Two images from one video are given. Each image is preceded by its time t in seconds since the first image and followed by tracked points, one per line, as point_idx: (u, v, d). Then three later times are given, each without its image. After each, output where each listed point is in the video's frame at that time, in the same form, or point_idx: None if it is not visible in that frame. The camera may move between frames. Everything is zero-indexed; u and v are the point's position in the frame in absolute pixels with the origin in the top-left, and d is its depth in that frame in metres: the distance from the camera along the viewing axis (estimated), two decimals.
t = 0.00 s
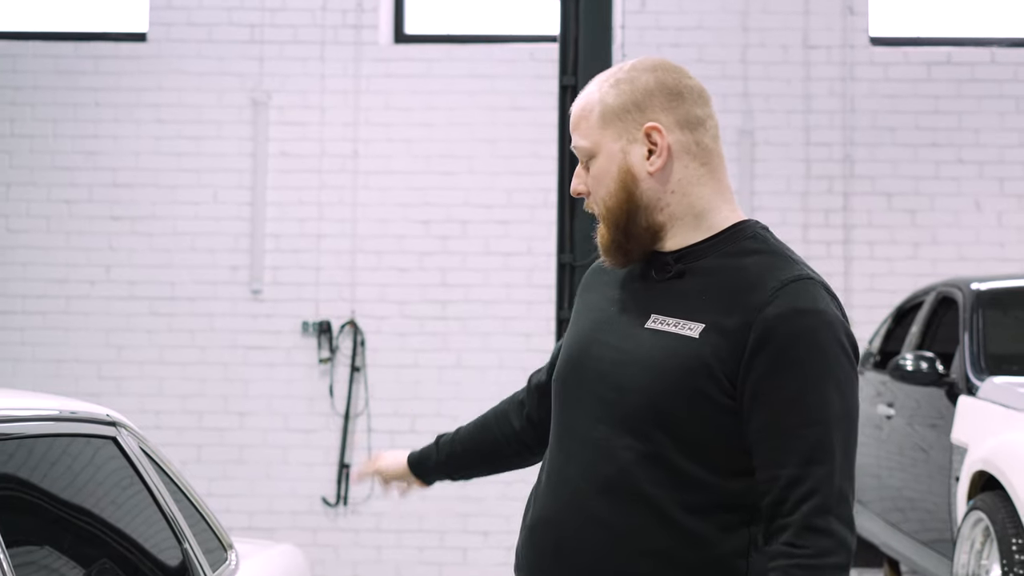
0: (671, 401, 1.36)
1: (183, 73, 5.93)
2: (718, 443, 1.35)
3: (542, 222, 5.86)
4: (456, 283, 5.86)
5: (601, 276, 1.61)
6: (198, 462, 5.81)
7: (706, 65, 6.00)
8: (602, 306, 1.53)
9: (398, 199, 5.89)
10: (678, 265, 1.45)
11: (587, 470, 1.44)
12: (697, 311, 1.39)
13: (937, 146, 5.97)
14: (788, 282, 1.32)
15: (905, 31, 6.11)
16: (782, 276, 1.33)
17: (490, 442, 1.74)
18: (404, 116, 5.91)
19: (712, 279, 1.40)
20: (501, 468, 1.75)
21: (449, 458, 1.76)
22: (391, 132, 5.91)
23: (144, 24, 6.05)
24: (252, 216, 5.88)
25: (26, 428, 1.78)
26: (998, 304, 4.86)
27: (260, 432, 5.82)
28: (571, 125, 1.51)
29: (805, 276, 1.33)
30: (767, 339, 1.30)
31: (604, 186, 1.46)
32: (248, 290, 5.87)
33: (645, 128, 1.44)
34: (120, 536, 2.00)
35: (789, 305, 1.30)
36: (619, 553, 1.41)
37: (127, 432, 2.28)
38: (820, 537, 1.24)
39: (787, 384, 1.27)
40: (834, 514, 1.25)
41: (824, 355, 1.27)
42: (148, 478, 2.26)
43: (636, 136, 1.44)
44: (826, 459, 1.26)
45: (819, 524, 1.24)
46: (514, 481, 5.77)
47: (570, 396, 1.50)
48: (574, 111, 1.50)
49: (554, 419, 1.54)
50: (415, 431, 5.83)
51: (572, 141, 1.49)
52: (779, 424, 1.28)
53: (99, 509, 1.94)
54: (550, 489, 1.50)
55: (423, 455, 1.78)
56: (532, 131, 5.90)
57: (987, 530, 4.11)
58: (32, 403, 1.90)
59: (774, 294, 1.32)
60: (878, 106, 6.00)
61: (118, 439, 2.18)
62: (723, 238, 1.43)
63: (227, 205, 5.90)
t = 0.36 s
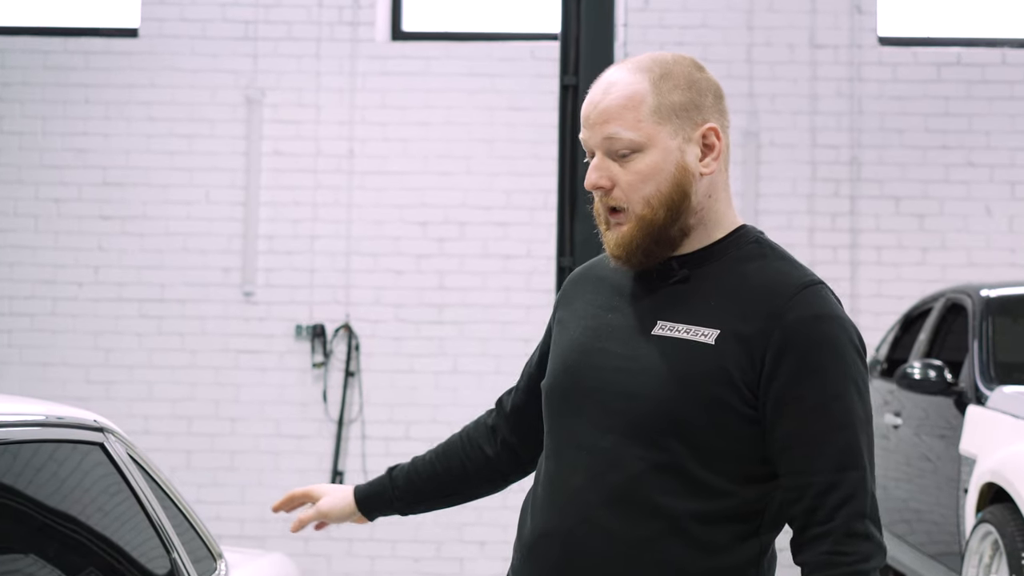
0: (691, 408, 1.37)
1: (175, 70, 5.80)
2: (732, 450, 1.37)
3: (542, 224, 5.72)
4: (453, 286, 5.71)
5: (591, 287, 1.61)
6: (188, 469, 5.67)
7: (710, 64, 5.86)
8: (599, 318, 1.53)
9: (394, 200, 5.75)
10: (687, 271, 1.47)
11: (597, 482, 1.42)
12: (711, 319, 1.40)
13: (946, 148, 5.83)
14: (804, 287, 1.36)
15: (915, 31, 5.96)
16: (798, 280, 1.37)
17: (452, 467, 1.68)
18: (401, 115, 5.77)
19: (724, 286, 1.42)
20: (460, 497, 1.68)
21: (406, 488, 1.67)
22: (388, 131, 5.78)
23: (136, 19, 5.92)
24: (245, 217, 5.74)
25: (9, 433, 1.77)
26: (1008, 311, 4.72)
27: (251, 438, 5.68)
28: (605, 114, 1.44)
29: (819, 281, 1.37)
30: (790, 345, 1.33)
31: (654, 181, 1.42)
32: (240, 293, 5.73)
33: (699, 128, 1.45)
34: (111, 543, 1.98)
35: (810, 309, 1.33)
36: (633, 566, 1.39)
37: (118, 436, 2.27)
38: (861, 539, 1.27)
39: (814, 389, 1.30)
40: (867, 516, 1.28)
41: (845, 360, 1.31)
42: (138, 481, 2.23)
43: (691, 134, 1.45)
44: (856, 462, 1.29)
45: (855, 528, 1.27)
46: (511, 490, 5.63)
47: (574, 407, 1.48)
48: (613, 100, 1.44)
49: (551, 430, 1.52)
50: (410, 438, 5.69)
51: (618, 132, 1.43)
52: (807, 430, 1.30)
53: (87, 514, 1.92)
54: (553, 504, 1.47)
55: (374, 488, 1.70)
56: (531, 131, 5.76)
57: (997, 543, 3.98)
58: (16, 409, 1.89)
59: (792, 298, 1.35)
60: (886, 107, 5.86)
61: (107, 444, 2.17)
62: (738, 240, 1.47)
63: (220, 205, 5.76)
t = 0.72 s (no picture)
0: (691, 420, 1.41)
1: (172, 77, 5.75)
2: (729, 463, 1.41)
3: (542, 234, 5.68)
4: (451, 296, 5.66)
5: (592, 298, 1.64)
6: (182, 480, 5.61)
7: (712, 74, 5.81)
8: (599, 330, 1.57)
9: (393, 209, 5.70)
10: (688, 284, 1.51)
11: (597, 492, 1.46)
12: (712, 333, 1.44)
13: (950, 159, 5.78)
14: (804, 304, 1.40)
15: (918, 41, 5.91)
16: (797, 297, 1.41)
17: (443, 469, 1.70)
18: (400, 123, 5.73)
19: (725, 301, 1.47)
20: (446, 498, 1.72)
21: (389, 481, 1.72)
22: (386, 140, 5.73)
23: (133, 26, 5.87)
24: (242, 225, 5.69)
25: (1, 448, 1.84)
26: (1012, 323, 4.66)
27: (246, 449, 5.62)
28: (613, 124, 1.49)
29: (818, 299, 1.41)
30: (790, 360, 1.37)
31: (660, 192, 1.47)
32: (237, 303, 5.68)
33: (706, 140, 1.50)
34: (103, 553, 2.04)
35: (809, 326, 1.38)
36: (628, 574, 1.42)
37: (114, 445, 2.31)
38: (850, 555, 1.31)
39: (810, 404, 1.35)
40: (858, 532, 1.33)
41: (842, 377, 1.36)
42: (132, 494, 2.26)
43: (698, 146, 1.49)
44: (848, 478, 1.33)
45: (845, 542, 1.32)
46: (509, 503, 5.57)
47: (574, 417, 1.51)
48: (621, 111, 1.49)
49: (551, 439, 1.55)
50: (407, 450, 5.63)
51: (625, 142, 1.47)
52: (803, 445, 1.35)
53: (79, 527, 1.98)
54: (551, 512, 1.51)
55: (359, 477, 1.73)
56: (531, 140, 5.71)
57: (999, 559, 3.94)
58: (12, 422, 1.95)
59: (792, 314, 1.39)
60: (890, 117, 5.81)
61: (101, 455, 2.20)
62: (739, 255, 1.51)
63: (216, 213, 5.71)
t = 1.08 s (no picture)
0: (691, 426, 1.32)
1: (168, 78, 5.66)
2: (733, 471, 1.32)
3: (543, 238, 5.57)
4: (451, 301, 5.56)
5: (596, 302, 1.56)
6: (178, 487, 5.52)
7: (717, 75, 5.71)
8: (602, 333, 1.49)
9: (392, 213, 5.60)
10: (692, 287, 1.43)
11: (595, 500, 1.38)
12: (715, 335, 1.36)
13: (960, 163, 5.67)
14: (810, 306, 1.31)
15: (928, 41, 5.80)
16: (805, 298, 1.32)
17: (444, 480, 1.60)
18: (400, 125, 5.62)
19: (729, 302, 1.38)
20: (448, 510, 1.62)
21: (388, 494, 1.62)
22: (385, 142, 5.62)
23: (128, 26, 5.78)
24: (239, 229, 5.59)
25: None
26: None
27: (243, 457, 5.52)
28: (617, 125, 1.40)
29: (826, 300, 1.32)
30: (793, 363, 1.28)
31: (666, 195, 1.38)
32: (233, 307, 5.58)
33: (714, 142, 1.41)
34: (101, 562, 1.93)
35: (814, 327, 1.29)
36: None
37: (111, 452, 2.22)
38: (858, 564, 1.21)
39: (815, 408, 1.26)
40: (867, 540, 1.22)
41: (850, 380, 1.27)
42: (128, 502, 2.13)
43: (704, 147, 1.40)
44: (856, 485, 1.24)
45: (852, 552, 1.21)
46: (510, 511, 5.47)
47: (574, 425, 1.44)
48: (626, 112, 1.40)
49: (550, 447, 1.47)
50: (406, 458, 5.53)
51: (629, 144, 1.39)
52: (807, 450, 1.25)
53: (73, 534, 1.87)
54: (550, 522, 1.43)
55: (357, 490, 1.64)
56: (533, 142, 5.61)
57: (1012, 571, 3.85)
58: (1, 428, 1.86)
59: (798, 316, 1.30)
60: (898, 119, 5.71)
61: (97, 462, 2.09)
62: (747, 258, 1.42)
63: (213, 216, 5.61)
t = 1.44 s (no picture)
0: (696, 427, 1.25)
1: (165, 72, 5.56)
2: (739, 473, 1.25)
3: (546, 235, 5.48)
4: (453, 299, 5.47)
5: (592, 299, 1.48)
6: (175, 487, 5.44)
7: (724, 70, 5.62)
8: (600, 330, 1.40)
9: (393, 209, 5.51)
10: (695, 286, 1.34)
11: (596, 503, 1.30)
12: (719, 333, 1.28)
13: (971, 159, 5.58)
14: (819, 305, 1.24)
15: (938, 36, 5.72)
16: (812, 296, 1.25)
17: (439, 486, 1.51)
18: (401, 120, 5.53)
19: (734, 298, 1.31)
20: (442, 516, 1.54)
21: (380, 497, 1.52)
22: (386, 137, 5.53)
23: (124, 19, 5.68)
24: (236, 225, 5.50)
25: None
26: None
27: (241, 457, 5.44)
28: (642, 117, 1.30)
29: (834, 299, 1.25)
30: (802, 363, 1.21)
31: (693, 191, 1.29)
32: (231, 305, 5.49)
33: (739, 139, 1.33)
34: (99, 565, 1.79)
35: (822, 326, 1.22)
36: None
37: (105, 452, 2.07)
38: (866, 567, 1.16)
39: (824, 408, 1.19)
40: (875, 543, 1.17)
41: (857, 379, 1.21)
42: (125, 503, 2.00)
43: (730, 143, 1.32)
44: (866, 487, 1.18)
45: (864, 555, 1.16)
46: (512, 513, 5.39)
47: (572, 426, 1.35)
48: (652, 102, 1.30)
49: (547, 449, 1.39)
50: (407, 458, 5.45)
51: (657, 136, 1.29)
52: (816, 452, 1.19)
53: (69, 536, 1.73)
54: (547, 527, 1.35)
55: (347, 494, 1.54)
56: (536, 138, 5.52)
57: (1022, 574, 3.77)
58: None
59: (805, 315, 1.24)
60: (908, 115, 5.62)
61: (92, 461, 1.94)
62: (751, 254, 1.34)
63: (210, 213, 5.52)
